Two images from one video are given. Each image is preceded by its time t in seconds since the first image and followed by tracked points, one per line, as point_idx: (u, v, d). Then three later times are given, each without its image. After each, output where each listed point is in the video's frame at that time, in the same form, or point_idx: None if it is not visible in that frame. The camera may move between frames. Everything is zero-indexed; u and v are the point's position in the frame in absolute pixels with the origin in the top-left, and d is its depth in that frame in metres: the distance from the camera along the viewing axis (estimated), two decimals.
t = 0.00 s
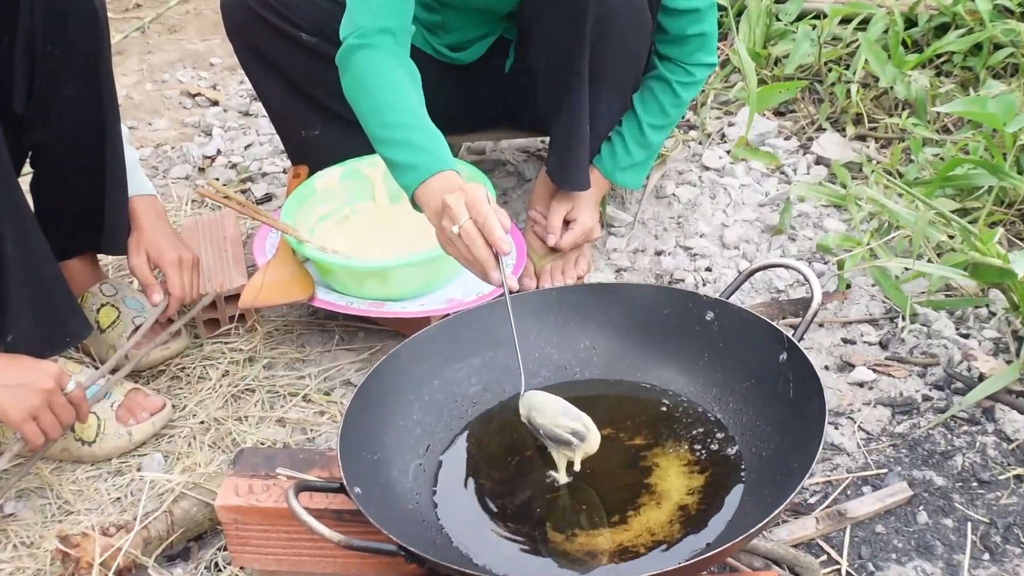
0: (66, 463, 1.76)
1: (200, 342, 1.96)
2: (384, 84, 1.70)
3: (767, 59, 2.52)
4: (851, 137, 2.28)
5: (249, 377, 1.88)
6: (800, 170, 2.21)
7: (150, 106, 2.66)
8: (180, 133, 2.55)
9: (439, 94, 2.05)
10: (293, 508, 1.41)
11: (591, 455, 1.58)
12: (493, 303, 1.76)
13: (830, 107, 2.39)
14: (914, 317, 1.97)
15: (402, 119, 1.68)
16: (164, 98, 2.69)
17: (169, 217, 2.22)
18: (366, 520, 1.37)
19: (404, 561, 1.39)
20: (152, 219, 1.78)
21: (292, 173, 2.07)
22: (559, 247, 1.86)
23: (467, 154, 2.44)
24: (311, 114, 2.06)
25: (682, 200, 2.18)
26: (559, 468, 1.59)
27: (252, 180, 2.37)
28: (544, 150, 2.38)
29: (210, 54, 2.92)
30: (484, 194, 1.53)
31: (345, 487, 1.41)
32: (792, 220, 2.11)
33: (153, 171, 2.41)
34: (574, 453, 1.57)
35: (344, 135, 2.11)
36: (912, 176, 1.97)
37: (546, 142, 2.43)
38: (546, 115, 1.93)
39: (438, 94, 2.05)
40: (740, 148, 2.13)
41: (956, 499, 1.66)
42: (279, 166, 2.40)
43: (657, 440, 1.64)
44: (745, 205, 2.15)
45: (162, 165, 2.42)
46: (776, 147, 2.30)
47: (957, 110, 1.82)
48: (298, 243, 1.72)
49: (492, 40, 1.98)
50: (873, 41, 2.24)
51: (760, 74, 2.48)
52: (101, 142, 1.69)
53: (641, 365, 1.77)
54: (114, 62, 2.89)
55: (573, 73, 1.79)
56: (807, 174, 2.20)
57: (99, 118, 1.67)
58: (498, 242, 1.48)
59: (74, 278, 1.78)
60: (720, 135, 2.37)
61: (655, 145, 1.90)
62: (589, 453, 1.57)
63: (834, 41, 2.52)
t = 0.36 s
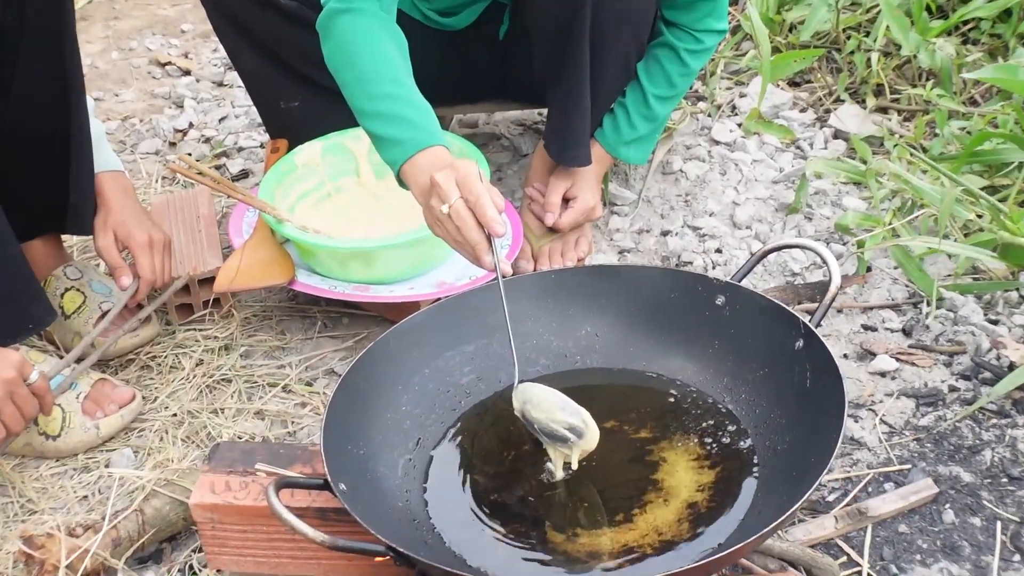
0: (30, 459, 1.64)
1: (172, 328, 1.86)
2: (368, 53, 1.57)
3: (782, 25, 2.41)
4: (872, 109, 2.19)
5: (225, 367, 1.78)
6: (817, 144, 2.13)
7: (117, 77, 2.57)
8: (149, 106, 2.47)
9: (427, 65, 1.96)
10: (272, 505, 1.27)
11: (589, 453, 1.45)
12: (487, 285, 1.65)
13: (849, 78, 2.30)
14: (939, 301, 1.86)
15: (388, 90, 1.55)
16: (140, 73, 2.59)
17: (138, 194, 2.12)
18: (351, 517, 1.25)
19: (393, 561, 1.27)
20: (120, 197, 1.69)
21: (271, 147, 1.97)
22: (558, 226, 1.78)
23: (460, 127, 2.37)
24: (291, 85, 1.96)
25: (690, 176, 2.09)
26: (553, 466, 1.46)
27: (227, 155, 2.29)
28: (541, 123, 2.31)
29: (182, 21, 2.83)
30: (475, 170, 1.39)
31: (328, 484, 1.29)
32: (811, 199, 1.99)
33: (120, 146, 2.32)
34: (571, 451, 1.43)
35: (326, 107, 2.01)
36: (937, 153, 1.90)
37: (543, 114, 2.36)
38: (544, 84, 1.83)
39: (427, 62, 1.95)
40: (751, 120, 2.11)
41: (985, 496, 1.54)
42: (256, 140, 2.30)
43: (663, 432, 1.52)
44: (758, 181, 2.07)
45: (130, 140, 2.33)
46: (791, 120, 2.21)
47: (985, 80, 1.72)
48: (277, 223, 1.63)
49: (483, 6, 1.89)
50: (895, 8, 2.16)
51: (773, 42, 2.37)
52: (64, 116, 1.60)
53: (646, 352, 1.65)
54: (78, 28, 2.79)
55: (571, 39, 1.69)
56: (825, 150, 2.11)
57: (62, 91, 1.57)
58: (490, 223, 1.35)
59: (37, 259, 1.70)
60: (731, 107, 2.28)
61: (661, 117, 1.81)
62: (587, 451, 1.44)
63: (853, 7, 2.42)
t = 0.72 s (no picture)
0: None
1: (141, 311, 1.80)
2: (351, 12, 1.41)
3: None
4: (889, 76, 2.18)
5: (198, 352, 1.72)
6: (830, 113, 2.12)
7: (81, 41, 2.56)
8: (116, 72, 2.46)
9: (412, 30, 1.89)
10: (250, 499, 1.15)
11: (587, 444, 1.33)
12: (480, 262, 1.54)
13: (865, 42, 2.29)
14: (960, 281, 1.77)
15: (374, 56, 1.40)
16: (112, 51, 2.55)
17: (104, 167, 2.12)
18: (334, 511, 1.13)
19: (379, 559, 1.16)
20: (84, 169, 1.67)
21: (246, 116, 1.94)
22: (554, 201, 1.72)
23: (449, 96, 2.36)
24: (269, 50, 1.89)
25: (695, 147, 2.07)
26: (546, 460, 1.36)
27: (199, 124, 2.29)
28: (535, 91, 2.30)
29: None
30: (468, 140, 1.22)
31: (307, 476, 1.18)
32: (824, 170, 1.99)
33: (86, 115, 2.33)
34: (567, 442, 1.32)
35: (306, 72, 1.94)
36: (960, 120, 1.90)
37: (537, 80, 2.35)
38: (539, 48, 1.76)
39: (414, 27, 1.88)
40: (761, 89, 2.02)
41: (1008, 489, 1.43)
42: (231, 109, 2.31)
43: (665, 420, 1.42)
44: (768, 152, 2.04)
45: (96, 108, 2.33)
46: (803, 87, 2.21)
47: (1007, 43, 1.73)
48: (254, 197, 1.57)
49: None
50: None
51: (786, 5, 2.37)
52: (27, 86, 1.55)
53: (648, 335, 1.55)
54: None
55: None
56: (839, 118, 2.11)
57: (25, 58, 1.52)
58: (484, 199, 1.18)
59: None
60: (739, 73, 2.28)
61: (664, 84, 1.76)
62: (584, 442, 1.32)
63: None
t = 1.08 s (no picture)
0: None
1: (132, 290, 1.82)
2: None
3: None
4: (894, 50, 2.17)
5: (190, 332, 1.73)
6: (835, 88, 2.11)
7: (70, 14, 2.57)
8: (105, 46, 2.48)
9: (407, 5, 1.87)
10: (243, 481, 1.10)
11: (591, 426, 1.28)
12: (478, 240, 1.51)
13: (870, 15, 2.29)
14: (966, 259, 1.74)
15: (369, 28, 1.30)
16: (103, 28, 2.55)
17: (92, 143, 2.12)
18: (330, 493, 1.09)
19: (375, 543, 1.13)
20: (75, 147, 1.71)
21: (238, 90, 1.93)
22: (552, 177, 1.71)
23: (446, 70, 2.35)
24: (261, 25, 1.88)
25: (697, 123, 2.06)
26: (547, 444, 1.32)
27: (190, 100, 2.28)
28: (533, 65, 2.29)
29: None
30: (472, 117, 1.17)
31: (302, 459, 1.15)
32: (829, 146, 1.97)
33: (74, 91, 2.33)
34: (571, 425, 1.27)
35: (300, 47, 1.93)
36: (967, 96, 1.91)
37: (535, 54, 2.35)
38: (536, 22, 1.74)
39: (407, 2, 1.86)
40: (763, 63, 2.04)
41: (1014, 471, 1.40)
42: (222, 85, 2.31)
43: (666, 401, 1.39)
44: (771, 128, 2.03)
45: (85, 84, 2.33)
46: (807, 61, 2.20)
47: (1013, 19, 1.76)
48: (247, 174, 1.60)
49: None
50: None
51: None
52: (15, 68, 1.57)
53: (648, 315, 1.52)
54: None
55: None
56: (843, 93, 2.09)
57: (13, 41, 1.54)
58: (487, 176, 1.14)
59: None
60: (741, 47, 2.27)
61: (665, 59, 1.77)
62: (588, 425, 1.27)
63: None
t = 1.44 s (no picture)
0: None
1: (131, 276, 1.83)
2: None
3: None
4: (894, 34, 2.17)
5: (189, 318, 1.74)
6: (834, 72, 2.11)
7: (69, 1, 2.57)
8: (102, 32, 2.49)
9: None
10: (242, 467, 1.09)
11: (592, 411, 1.27)
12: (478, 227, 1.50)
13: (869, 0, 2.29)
14: (966, 244, 1.75)
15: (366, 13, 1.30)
16: (101, 15, 2.55)
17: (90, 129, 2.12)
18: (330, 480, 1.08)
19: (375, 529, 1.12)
20: (73, 133, 1.71)
21: (236, 76, 1.93)
22: (551, 162, 1.71)
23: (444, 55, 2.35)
24: (258, 11, 1.88)
25: (696, 108, 2.06)
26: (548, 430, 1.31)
27: (189, 86, 2.28)
28: (532, 50, 2.29)
29: None
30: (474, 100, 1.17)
31: (302, 446, 1.14)
32: (828, 131, 1.97)
33: (72, 77, 2.33)
34: (572, 408, 1.26)
35: (298, 33, 1.94)
36: (966, 80, 1.91)
37: (534, 39, 2.35)
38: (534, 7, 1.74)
39: None
40: (763, 47, 2.08)
41: (1014, 456, 1.40)
42: (220, 70, 2.30)
43: (666, 388, 1.39)
44: (770, 113, 2.03)
45: (83, 70, 2.33)
46: (806, 46, 2.20)
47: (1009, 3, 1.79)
48: (247, 160, 1.61)
49: None
50: None
51: None
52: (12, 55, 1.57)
53: (648, 301, 1.52)
54: None
55: None
56: (843, 78, 2.09)
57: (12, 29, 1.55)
58: (489, 160, 1.13)
59: None
60: (740, 32, 2.27)
61: (665, 44, 1.77)
62: (589, 409, 1.26)
63: None
